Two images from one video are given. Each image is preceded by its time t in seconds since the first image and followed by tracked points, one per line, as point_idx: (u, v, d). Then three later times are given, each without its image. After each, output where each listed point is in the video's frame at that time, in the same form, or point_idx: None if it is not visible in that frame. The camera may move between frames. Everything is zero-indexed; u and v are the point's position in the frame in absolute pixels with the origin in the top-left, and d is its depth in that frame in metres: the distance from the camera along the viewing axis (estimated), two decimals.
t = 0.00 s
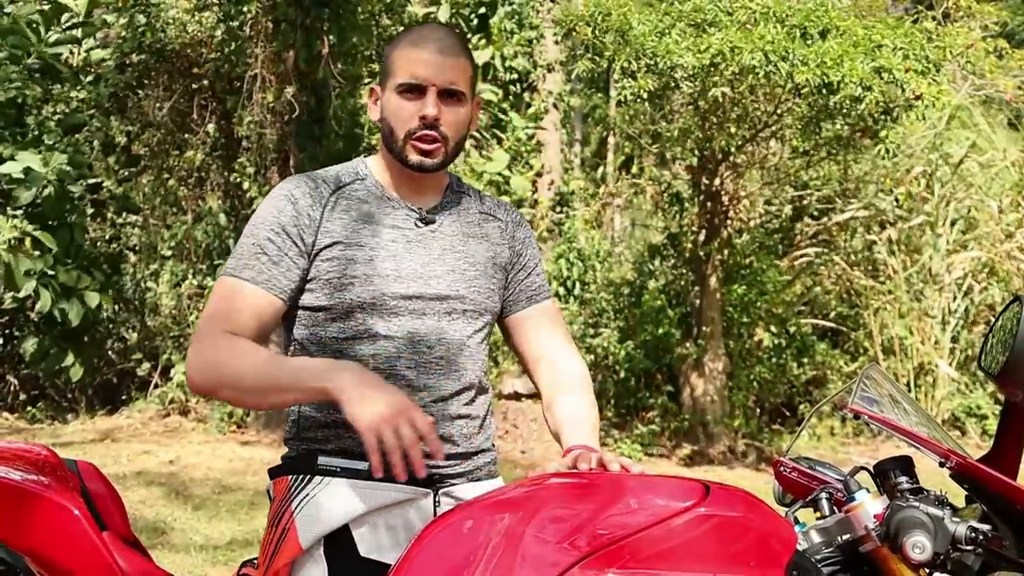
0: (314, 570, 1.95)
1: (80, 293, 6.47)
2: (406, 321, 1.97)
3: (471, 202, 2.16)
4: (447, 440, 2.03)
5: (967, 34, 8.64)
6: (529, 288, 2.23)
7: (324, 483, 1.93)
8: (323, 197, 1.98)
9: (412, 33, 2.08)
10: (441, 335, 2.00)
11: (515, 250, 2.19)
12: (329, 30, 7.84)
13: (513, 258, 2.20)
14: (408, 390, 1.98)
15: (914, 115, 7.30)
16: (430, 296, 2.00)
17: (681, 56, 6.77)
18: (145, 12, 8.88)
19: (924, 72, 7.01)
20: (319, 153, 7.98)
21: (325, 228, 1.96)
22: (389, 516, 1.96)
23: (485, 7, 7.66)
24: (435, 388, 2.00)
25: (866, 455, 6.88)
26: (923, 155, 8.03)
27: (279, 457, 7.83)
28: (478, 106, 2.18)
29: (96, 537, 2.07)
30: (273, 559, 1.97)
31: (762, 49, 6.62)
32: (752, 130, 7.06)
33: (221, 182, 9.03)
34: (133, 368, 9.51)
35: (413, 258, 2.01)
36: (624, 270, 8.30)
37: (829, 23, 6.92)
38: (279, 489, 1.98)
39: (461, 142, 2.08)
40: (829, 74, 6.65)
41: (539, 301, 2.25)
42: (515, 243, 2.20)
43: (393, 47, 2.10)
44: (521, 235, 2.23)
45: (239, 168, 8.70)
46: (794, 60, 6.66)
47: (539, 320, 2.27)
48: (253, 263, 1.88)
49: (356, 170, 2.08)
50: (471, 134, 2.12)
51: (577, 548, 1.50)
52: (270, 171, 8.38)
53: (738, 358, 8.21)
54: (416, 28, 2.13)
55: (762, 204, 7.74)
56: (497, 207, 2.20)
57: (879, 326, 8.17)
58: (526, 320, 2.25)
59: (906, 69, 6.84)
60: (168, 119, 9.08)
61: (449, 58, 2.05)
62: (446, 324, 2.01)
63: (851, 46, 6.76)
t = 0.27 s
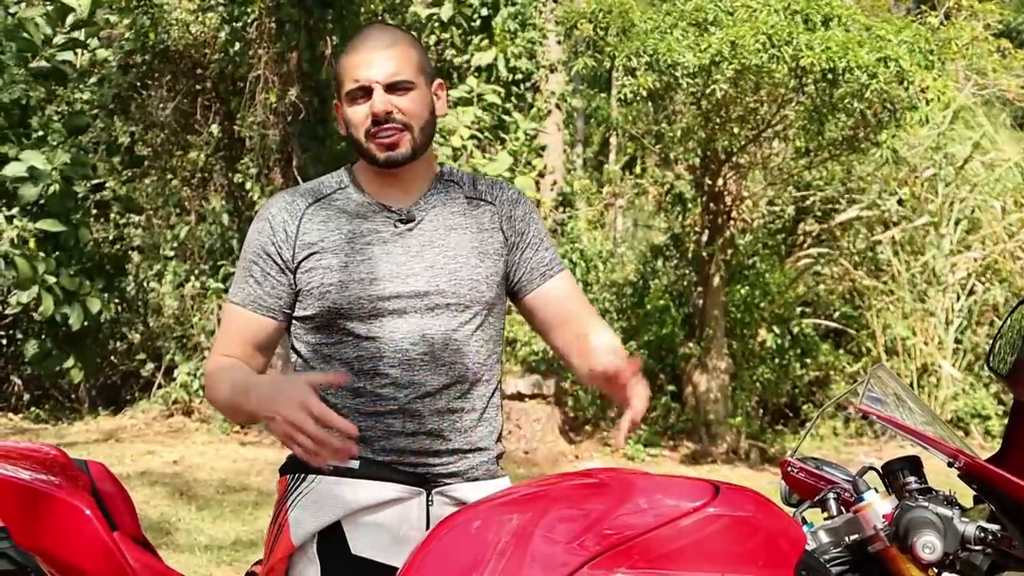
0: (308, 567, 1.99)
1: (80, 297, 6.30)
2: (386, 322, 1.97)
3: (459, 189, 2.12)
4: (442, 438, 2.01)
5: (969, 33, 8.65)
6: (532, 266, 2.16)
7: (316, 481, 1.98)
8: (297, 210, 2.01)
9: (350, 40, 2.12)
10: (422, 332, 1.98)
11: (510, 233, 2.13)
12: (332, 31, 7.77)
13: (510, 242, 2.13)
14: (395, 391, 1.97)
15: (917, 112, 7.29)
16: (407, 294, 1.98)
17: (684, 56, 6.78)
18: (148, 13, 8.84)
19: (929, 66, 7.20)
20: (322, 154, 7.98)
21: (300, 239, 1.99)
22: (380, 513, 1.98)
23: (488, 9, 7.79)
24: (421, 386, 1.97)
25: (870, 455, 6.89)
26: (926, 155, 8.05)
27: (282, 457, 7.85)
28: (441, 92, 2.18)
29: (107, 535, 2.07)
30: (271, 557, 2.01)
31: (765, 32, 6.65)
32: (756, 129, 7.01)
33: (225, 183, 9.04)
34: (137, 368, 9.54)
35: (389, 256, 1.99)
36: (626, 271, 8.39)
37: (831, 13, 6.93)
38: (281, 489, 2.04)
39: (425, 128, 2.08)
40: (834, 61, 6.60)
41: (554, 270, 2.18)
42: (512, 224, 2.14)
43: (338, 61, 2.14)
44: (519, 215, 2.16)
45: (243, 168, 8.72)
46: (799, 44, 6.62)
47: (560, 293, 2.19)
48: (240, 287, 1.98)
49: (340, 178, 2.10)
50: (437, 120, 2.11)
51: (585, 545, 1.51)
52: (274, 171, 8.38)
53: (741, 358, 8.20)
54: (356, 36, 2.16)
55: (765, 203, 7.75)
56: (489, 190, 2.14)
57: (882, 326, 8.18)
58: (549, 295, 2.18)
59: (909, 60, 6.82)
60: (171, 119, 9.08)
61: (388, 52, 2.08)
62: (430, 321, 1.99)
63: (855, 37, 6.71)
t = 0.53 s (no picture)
0: (314, 561, 2.13)
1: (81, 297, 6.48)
2: (380, 329, 2.12)
3: (449, 194, 2.25)
4: (447, 437, 2.13)
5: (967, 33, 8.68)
6: (523, 266, 2.26)
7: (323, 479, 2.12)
8: (286, 219, 2.20)
9: (340, 53, 2.28)
10: (414, 336, 2.12)
11: (500, 236, 2.25)
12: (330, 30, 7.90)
13: (501, 242, 2.25)
14: (394, 393, 2.11)
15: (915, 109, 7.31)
16: (399, 302, 2.12)
17: (683, 45, 6.73)
18: (147, 12, 8.85)
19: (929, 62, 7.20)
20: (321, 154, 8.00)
21: (293, 252, 2.17)
22: (384, 511, 2.12)
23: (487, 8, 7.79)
24: (418, 389, 2.11)
25: (867, 454, 6.90)
26: (924, 156, 8.02)
27: (282, 457, 7.86)
28: (432, 97, 2.31)
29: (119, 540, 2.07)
30: (279, 550, 2.15)
31: (777, 32, 6.61)
32: (753, 129, 7.05)
33: (223, 182, 9.04)
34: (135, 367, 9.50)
35: (378, 265, 2.14)
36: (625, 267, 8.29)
37: (836, 13, 7.00)
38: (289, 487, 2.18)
39: (411, 137, 2.22)
40: (839, 60, 6.62)
41: (550, 264, 2.29)
42: (506, 223, 2.25)
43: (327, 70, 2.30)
44: (511, 215, 2.26)
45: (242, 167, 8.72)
46: (807, 44, 6.62)
47: (566, 286, 2.30)
48: (238, 293, 2.19)
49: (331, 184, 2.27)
50: (424, 128, 2.25)
51: (597, 542, 1.52)
52: (272, 172, 8.36)
53: (739, 357, 8.22)
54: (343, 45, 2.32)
55: (763, 203, 7.77)
56: (479, 192, 2.27)
57: (880, 327, 8.12)
58: (544, 288, 2.29)
59: (906, 56, 6.92)
60: (169, 118, 9.05)
61: (376, 64, 2.22)
62: (422, 325, 2.13)
63: (859, 39, 6.76)
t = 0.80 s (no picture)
0: (318, 561, 2.06)
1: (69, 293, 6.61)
2: (393, 335, 2.06)
3: (462, 202, 2.21)
4: (452, 440, 2.13)
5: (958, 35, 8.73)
6: (527, 285, 2.27)
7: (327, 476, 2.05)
8: (306, 217, 2.06)
9: (384, 45, 2.12)
10: (429, 347, 2.08)
11: (511, 252, 2.23)
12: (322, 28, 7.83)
13: (508, 255, 2.24)
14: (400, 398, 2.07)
15: (906, 114, 7.34)
16: (416, 310, 2.07)
17: (679, 40, 6.71)
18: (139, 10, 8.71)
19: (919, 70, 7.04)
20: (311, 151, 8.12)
21: (308, 249, 2.05)
22: (388, 506, 2.08)
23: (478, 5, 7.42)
24: (428, 396, 2.08)
25: (856, 452, 6.94)
26: (914, 155, 8.14)
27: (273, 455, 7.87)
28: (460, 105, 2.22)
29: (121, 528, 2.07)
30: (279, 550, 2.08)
31: (767, 40, 6.61)
32: (742, 129, 7.08)
33: (214, 180, 9.03)
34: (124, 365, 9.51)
35: (397, 272, 2.07)
36: (614, 268, 8.43)
37: (831, 21, 6.92)
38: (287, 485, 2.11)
39: (446, 148, 2.13)
40: (829, 73, 6.57)
41: (541, 291, 2.31)
42: (513, 240, 2.24)
43: (366, 58, 2.14)
44: (518, 233, 2.26)
45: (233, 165, 8.71)
46: (798, 55, 6.61)
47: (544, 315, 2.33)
48: (245, 290, 2.04)
49: (344, 181, 2.15)
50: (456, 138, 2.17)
51: (601, 542, 1.54)
52: (264, 169, 8.38)
53: (729, 355, 8.27)
54: (387, 33, 2.16)
55: (752, 202, 7.82)
56: (493, 205, 2.24)
57: (869, 326, 8.18)
58: (530, 316, 2.31)
59: (904, 67, 6.83)
60: (160, 116, 9.02)
61: (425, 68, 2.09)
62: (435, 336, 2.09)
63: (850, 45, 6.71)
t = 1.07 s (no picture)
0: (338, 562, 2.07)
1: (48, 292, 6.46)
2: (425, 330, 2.10)
3: (483, 211, 2.30)
4: (468, 442, 2.17)
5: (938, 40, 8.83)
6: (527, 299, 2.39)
7: (349, 477, 2.05)
8: (347, 202, 2.10)
9: (457, 50, 2.22)
10: (459, 344, 2.13)
11: (522, 264, 2.34)
12: (305, 28, 7.89)
13: (521, 268, 2.34)
14: (428, 394, 2.09)
15: (887, 120, 7.40)
16: (449, 306, 2.12)
17: (666, 54, 6.77)
18: (121, 8, 8.70)
19: (899, 81, 7.14)
20: (294, 150, 8.18)
21: (349, 236, 2.08)
22: (408, 509, 2.09)
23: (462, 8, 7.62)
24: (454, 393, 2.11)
25: (836, 451, 7.02)
26: (894, 157, 8.23)
27: (256, 455, 7.88)
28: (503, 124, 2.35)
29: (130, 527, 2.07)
30: (300, 550, 2.08)
31: (746, 48, 6.69)
32: (724, 131, 7.14)
33: (196, 179, 9.00)
34: (104, 365, 9.42)
35: (432, 268, 2.13)
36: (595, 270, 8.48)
37: (810, 29, 6.97)
38: (302, 485, 2.10)
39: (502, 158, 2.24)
40: (810, 81, 6.67)
41: (536, 307, 2.43)
42: (525, 254, 2.35)
43: (441, 60, 2.21)
44: (526, 249, 2.38)
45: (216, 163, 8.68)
46: (778, 62, 6.70)
47: (537, 331, 2.46)
48: (276, 264, 2.02)
49: (375, 175, 2.19)
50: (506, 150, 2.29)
51: (604, 543, 1.55)
52: (248, 168, 8.38)
53: (709, 355, 8.34)
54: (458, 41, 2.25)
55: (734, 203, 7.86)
56: (507, 219, 2.34)
57: (848, 325, 8.22)
58: (525, 330, 2.44)
59: (884, 79, 6.91)
60: (140, 114, 8.96)
61: (499, 78, 2.21)
62: (463, 333, 2.14)
63: (831, 52, 6.81)
